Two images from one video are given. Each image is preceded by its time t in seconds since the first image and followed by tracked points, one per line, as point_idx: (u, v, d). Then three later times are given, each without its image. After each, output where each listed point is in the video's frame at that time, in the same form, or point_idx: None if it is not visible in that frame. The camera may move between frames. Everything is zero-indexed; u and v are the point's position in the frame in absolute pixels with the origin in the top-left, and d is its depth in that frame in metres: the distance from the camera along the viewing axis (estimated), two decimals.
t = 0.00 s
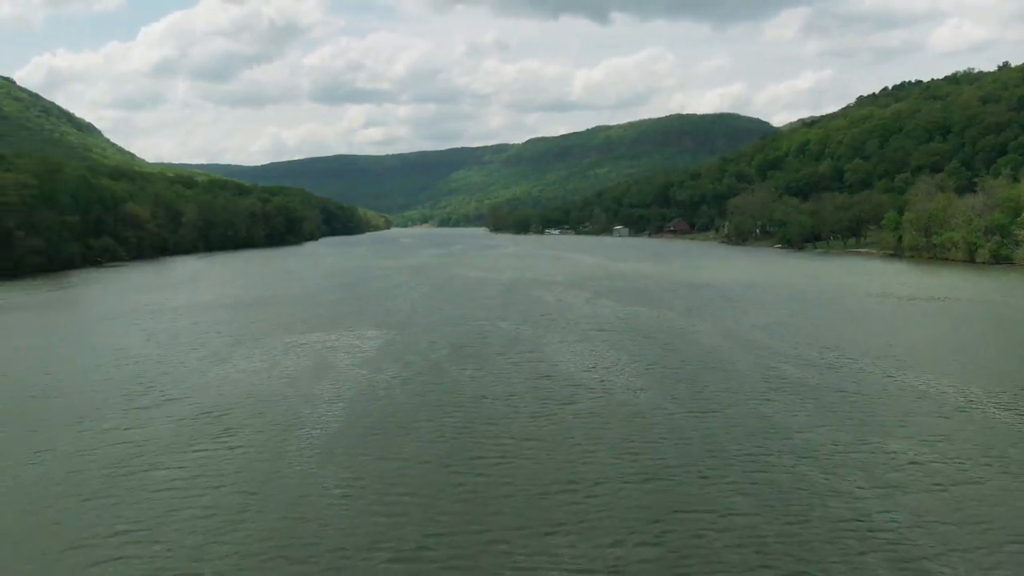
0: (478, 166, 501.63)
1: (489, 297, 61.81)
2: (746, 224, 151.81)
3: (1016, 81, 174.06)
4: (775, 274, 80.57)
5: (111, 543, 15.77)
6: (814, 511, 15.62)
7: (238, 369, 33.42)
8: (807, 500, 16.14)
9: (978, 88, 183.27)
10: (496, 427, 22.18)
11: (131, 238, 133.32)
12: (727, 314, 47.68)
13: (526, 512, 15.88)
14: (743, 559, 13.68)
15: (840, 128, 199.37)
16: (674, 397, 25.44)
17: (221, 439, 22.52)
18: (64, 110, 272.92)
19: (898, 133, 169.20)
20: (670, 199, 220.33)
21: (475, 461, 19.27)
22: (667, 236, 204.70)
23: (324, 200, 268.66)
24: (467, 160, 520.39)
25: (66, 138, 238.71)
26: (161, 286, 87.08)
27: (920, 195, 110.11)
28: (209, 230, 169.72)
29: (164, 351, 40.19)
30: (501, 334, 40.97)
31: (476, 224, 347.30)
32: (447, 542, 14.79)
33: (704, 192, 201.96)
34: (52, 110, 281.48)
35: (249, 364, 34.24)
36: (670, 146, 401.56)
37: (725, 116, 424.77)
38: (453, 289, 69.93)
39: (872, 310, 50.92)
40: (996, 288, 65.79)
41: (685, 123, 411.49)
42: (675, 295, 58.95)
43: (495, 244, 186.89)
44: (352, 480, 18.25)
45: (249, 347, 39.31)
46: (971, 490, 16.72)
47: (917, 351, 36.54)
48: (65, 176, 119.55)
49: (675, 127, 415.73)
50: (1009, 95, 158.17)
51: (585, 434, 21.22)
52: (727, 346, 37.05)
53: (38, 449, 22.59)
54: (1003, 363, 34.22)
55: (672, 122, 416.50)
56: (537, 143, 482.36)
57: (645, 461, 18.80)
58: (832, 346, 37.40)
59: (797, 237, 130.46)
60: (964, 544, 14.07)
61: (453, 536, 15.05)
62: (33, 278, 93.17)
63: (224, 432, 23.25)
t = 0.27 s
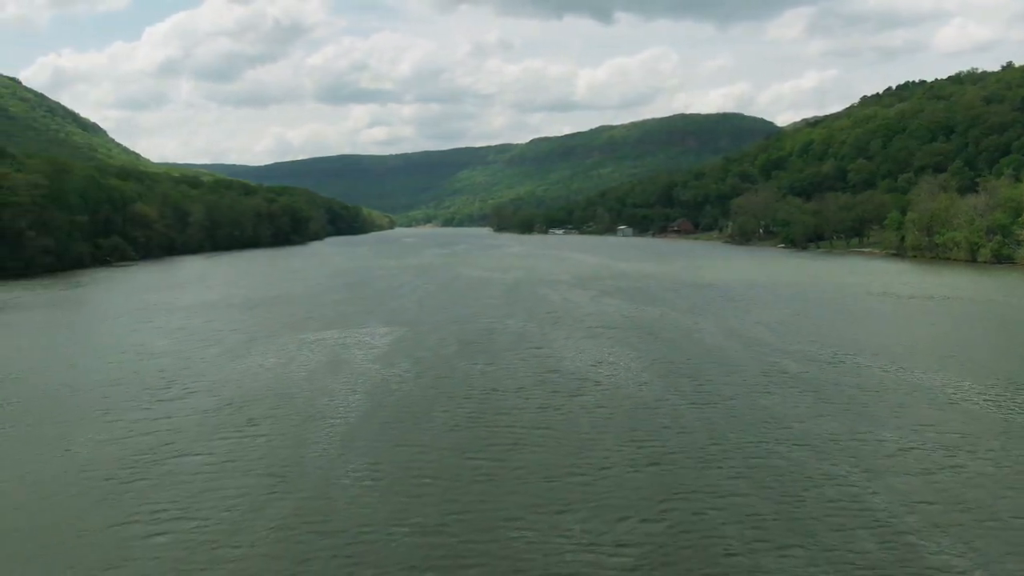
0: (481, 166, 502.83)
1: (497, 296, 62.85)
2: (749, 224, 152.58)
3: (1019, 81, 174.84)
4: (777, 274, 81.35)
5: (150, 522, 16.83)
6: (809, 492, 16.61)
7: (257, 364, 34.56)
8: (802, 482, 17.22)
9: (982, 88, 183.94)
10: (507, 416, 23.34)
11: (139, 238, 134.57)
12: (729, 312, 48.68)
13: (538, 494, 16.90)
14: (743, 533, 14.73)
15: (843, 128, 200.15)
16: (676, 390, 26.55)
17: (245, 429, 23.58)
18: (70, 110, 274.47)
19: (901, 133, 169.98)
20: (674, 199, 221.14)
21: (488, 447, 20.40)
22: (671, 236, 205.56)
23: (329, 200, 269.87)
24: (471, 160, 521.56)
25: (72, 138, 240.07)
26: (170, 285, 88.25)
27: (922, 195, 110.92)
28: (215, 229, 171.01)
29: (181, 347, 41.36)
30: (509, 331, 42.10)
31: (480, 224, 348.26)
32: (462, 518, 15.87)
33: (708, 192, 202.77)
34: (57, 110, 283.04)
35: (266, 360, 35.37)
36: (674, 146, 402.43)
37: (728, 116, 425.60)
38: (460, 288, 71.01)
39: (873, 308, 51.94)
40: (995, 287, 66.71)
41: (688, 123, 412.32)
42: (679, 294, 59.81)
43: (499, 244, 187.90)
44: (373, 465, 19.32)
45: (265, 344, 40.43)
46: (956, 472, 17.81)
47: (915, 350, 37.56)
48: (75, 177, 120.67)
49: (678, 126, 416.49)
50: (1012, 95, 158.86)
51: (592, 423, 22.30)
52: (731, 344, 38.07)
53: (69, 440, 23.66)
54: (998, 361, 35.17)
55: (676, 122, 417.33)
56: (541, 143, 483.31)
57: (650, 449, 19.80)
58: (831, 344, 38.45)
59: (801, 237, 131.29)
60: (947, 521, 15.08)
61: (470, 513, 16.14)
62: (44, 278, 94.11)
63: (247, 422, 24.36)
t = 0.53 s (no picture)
0: (486, 165, 503.85)
1: (503, 295, 63.74)
2: (754, 224, 153.24)
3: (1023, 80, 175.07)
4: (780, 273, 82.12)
5: (180, 507, 17.69)
6: (805, 479, 17.50)
7: (271, 359, 35.56)
8: (797, 470, 18.10)
9: (986, 87, 184.30)
10: (515, 409, 24.26)
11: (147, 237, 135.81)
12: (732, 311, 49.53)
13: (548, 480, 17.81)
14: (741, 516, 15.58)
15: (848, 127, 200.61)
16: (678, 385, 27.45)
17: (263, 421, 24.48)
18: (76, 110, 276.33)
19: (905, 133, 170.49)
20: (678, 199, 221.87)
21: (498, 437, 21.31)
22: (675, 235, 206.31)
23: (334, 199, 271.13)
24: (475, 160, 522.56)
25: (79, 139, 241.64)
26: (179, 284, 89.32)
27: (925, 194, 111.53)
28: (222, 229, 172.26)
29: (195, 344, 42.36)
30: (516, 329, 43.00)
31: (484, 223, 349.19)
32: (475, 503, 16.75)
33: (712, 191, 203.47)
34: (64, 111, 284.91)
35: (279, 356, 36.36)
36: (679, 146, 402.97)
37: (733, 115, 425.92)
38: (466, 287, 72.00)
39: (875, 307, 52.72)
40: (995, 287, 67.46)
41: (692, 123, 412.81)
42: (683, 293, 60.60)
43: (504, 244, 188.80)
44: (388, 454, 20.24)
45: (277, 340, 41.43)
46: (945, 461, 18.67)
47: (913, 348, 38.36)
48: (84, 177, 121.86)
49: (682, 126, 417.01)
50: (1016, 95, 159.22)
51: (597, 415, 23.20)
52: (733, 342, 38.97)
53: (95, 432, 24.66)
54: (994, 360, 36.00)
55: (680, 121, 417.80)
56: (545, 143, 484.07)
57: (655, 439, 20.71)
58: (831, 342, 39.28)
59: (804, 236, 131.97)
60: (935, 505, 15.94)
61: (482, 498, 17.03)
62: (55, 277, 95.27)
63: (264, 415, 25.31)
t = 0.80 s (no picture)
0: (493, 165, 504.88)
1: (512, 294, 64.76)
2: (761, 224, 153.79)
3: None
4: (787, 273, 82.85)
5: (213, 492, 18.73)
6: (803, 465, 18.52)
7: (290, 355, 36.68)
8: (796, 457, 19.09)
9: (994, 87, 184.38)
10: (528, 401, 25.33)
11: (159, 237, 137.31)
12: (738, 310, 50.44)
13: (560, 465, 18.90)
14: (742, 499, 16.56)
15: (855, 127, 200.85)
16: (685, 379, 28.45)
17: (285, 413, 25.53)
18: (86, 111, 278.38)
19: (913, 133, 170.78)
20: (685, 199, 222.42)
21: (512, 427, 22.35)
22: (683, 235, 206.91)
23: (342, 199, 272.53)
24: (482, 160, 523.61)
25: (89, 139, 243.52)
26: (192, 283, 90.59)
27: (932, 194, 112.05)
28: (232, 229, 173.71)
29: (214, 341, 43.53)
30: (527, 326, 44.02)
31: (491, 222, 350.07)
32: (492, 487, 17.78)
33: (719, 191, 204.01)
34: (73, 111, 287.00)
35: (298, 352, 37.50)
36: (686, 146, 403.28)
37: (740, 115, 425.98)
38: (475, 286, 73.03)
39: (880, 307, 53.56)
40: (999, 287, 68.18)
41: (700, 123, 413.06)
42: (690, 292, 61.52)
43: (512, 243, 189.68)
44: (408, 443, 21.33)
45: (294, 337, 42.57)
46: (938, 449, 19.64)
47: (915, 346, 39.25)
48: (97, 178, 123.26)
49: (690, 126, 417.29)
50: None
51: (606, 407, 24.23)
52: (738, 339, 39.90)
53: (125, 422, 25.76)
54: (994, 357, 36.86)
55: (687, 121, 418.14)
56: (552, 143, 484.77)
57: (662, 430, 21.74)
58: (835, 340, 40.19)
59: (811, 236, 132.54)
60: (926, 488, 16.92)
61: (499, 482, 18.06)
62: (70, 277, 96.65)
63: (287, 407, 26.40)
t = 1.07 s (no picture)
0: (499, 165, 505.83)
1: (521, 293, 65.62)
2: (767, 224, 154.31)
3: None
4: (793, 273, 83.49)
5: (238, 478, 19.69)
6: (801, 454, 19.41)
7: (305, 351, 37.65)
8: (794, 447, 20.00)
9: (1001, 87, 184.58)
10: (537, 395, 26.23)
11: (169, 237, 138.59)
12: (743, 308, 51.26)
13: (570, 454, 19.85)
14: (742, 485, 17.47)
15: (862, 127, 201.16)
16: (690, 374, 29.34)
17: (302, 406, 26.52)
18: (94, 111, 280.19)
19: (919, 133, 171.14)
20: (692, 198, 222.97)
21: (523, 420, 23.27)
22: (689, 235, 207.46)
23: (349, 199, 273.78)
24: (489, 160, 524.59)
25: (98, 139, 245.15)
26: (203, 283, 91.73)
27: (938, 194, 112.54)
28: (240, 228, 174.96)
29: (229, 338, 44.56)
30: (535, 324, 44.96)
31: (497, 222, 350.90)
32: (503, 474, 18.73)
33: (725, 191, 204.55)
34: (81, 111, 288.97)
35: (312, 349, 38.49)
36: (693, 146, 403.62)
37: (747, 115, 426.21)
38: (484, 285, 73.92)
39: (885, 306, 54.25)
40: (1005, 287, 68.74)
41: (706, 122, 413.37)
42: (697, 292, 62.29)
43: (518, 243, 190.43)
44: (424, 434, 22.25)
45: (307, 335, 43.54)
46: (931, 439, 20.50)
47: (917, 345, 40.00)
48: (109, 178, 124.54)
49: (696, 126, 417.62)
50: None
51: (613, 401, 25.13)
52: (743, 337, 40.76)
53: (149, 415, 26.77)
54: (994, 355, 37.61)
55: (694, 121, 418.48)
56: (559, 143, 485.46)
57: (667, 422, 22.63)
58: (838, 339, 40.98)
59: (817, 236, 133.07)
60: (916, 475, 17.81)
61: (510, 470, 19.01)
62: (82, 275, 97.84)
63: (305, 401, 27.37)
